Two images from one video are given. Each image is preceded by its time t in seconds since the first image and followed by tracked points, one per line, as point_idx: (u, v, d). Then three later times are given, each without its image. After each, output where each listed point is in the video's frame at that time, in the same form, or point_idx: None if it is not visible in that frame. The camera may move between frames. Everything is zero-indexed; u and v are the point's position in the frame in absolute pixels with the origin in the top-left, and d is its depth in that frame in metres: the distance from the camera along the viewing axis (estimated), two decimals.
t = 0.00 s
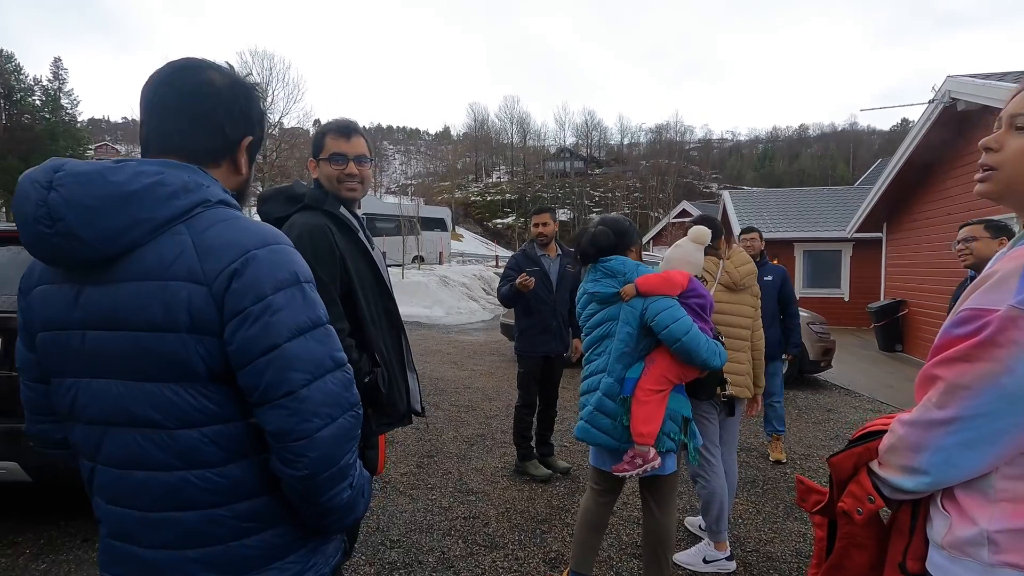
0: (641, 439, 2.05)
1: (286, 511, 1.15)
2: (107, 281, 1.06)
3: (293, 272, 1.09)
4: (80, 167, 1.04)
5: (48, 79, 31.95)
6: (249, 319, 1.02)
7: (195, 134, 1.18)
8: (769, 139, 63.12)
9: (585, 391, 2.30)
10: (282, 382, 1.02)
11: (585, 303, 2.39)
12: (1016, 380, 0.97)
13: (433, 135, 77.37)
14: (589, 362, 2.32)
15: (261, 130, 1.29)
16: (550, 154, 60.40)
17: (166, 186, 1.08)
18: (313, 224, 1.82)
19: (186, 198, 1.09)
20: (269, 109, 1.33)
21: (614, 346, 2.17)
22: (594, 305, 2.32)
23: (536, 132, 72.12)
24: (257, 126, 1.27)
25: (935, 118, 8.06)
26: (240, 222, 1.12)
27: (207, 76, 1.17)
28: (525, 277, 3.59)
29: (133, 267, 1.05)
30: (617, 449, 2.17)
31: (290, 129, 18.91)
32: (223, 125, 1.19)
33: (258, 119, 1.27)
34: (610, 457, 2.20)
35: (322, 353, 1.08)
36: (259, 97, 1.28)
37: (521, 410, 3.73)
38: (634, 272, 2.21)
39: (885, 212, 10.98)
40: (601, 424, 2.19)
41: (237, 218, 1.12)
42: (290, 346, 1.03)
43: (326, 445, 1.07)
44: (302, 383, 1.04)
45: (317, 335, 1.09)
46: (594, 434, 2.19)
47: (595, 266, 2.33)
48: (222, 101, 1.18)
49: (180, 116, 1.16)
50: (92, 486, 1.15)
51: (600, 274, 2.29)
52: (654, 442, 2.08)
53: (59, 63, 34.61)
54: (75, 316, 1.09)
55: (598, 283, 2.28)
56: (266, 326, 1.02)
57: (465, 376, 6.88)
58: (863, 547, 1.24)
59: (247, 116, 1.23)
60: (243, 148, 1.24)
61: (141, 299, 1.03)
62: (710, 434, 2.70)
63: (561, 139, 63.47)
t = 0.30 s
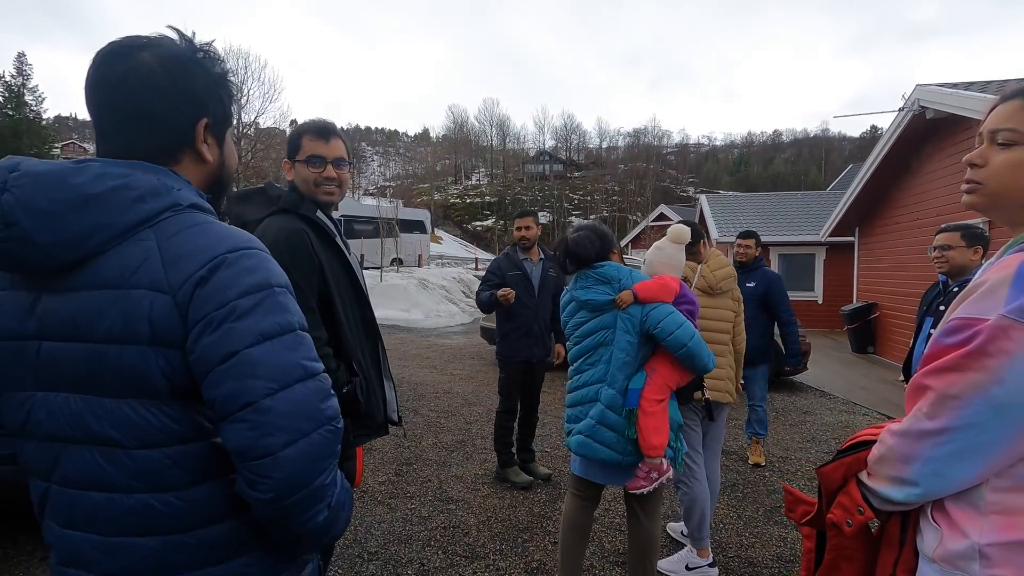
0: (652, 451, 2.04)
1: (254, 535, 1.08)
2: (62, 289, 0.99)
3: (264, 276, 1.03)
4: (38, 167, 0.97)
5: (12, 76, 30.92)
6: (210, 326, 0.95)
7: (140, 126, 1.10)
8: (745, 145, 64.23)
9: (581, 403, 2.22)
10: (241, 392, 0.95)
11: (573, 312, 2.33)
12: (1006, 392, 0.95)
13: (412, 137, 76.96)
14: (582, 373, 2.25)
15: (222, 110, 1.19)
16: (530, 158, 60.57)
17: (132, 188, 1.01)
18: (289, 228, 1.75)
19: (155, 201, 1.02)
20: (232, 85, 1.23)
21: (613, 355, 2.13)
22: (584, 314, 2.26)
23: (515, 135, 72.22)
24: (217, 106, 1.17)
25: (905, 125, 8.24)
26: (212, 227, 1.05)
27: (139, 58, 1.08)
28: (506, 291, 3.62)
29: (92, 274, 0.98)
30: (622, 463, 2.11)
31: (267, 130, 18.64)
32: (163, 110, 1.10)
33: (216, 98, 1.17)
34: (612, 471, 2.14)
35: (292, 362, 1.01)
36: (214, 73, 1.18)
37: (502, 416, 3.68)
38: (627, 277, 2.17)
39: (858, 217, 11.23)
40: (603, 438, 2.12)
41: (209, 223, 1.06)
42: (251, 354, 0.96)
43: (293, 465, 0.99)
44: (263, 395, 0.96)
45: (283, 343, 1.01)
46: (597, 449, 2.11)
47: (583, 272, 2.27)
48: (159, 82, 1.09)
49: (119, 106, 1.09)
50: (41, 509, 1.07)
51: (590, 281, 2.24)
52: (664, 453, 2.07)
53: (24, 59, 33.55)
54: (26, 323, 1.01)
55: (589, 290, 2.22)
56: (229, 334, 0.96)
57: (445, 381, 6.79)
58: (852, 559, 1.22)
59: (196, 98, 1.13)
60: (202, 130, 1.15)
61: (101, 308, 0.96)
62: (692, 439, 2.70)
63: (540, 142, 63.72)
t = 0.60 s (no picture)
0: (664, 455, 2.06)
1: (237, 555, 1.04)
2: (33, 299, 0.95)
3: (243, 291, 0.97)
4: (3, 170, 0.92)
5: None
6: (183, 344, 0.91)
7: (139, 127, 1.05)
8: (728, 147, 64.93)
9: (585, 412, 2.14)
10: (219, 419, 0.91)
11: (563, 318, 2.25)
12: (1011, 398, 0.94)
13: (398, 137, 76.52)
14: (580, 381, 2.17)
15: (218, 117, 1.16)
16: (516, 158, 60.59)
17: (104, 192, 0.96)
18: (277, 230, 1.70)
19: (128, 206, 0.97)
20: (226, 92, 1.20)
21: (618, 360, 2.10)
22: (578, 320, 2.19)
23: (501, 136, 72.22)
24: (213, 112, 1.14)
25: (886, 129, 8.36)
26: (190, 233, 1.00)
27: (144, 57, 1.04)
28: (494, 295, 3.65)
29: (61, 285, 0.93)
30: (632, 469, 2.10)
31: (250, 129, 18.38)
32: (167, 112, 1.06)
33: (213, 104, 1.14)
34: (621, 478, 2.12)
35: (270, 385, 0.96)
36: (213, 77, 1.15)
37: (491, 419, 3.65)
38: (624, 281, 2.15)
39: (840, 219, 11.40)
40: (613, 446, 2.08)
41: (188, 228, 1.01)
42: (227, 377, 0.91)
43: (270, 495, 0.94)
44: (242, 419, 0.92)
45: (262, 365, 0.96)
46: (611, 459, 2.07)
47: (579, 275, 2.21)
48: (167, 85, 1.05)
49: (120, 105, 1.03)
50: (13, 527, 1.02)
51: (586, 285, 2.18)
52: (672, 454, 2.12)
53: None
54: None
55: (586, 295, 2.15)
56: (208, 357, 0.91)
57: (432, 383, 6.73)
58: (851, 565, 1.20)
59: (196, 101, 1.09)
60: (199, 138, 1.12)
61: (69, 321, 0.92)
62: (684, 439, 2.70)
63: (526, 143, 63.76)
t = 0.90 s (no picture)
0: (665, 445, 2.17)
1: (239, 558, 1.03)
2: (28, 299, 0.93)
3: (240, 280, 0.94)
4: None
5: None
6: (179, 335, 0.88)
7: (114, 119, 1.02)
8: (717, 148, 65.36)
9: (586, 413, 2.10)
10: (210, 405, 0.88)
11: (554, 318, 2.18)
12: (1016, 393, 0.95)
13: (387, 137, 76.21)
14: (577, 382, 2.11)
15: (206, 106, 1.11)
16: (506, 159, 60.58)
17: (99, 188, 0.93)
18: (275, 228, 1.68)
19: (123, 203, 0.95)
20: (216, 80, 1.15)
21: (616, 356, 2.13)
22: (571, 319, 2.15)
23: (491, 136, 72.22)
24: (201, 102, 1.10)
25: (873, 131, 8.46)
26: (187, 229, 0.97)
27: (115, 45, 1.01)
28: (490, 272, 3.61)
29: (58, 284, 0.91)
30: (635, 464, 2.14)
31: (238, 128, 18.19)
32: (141, 103, 1.02)
33: (201, 92, 1.10)
34: (625, 475, 2.13)
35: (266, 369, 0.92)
36: (198, 64, 1.10)
37: (486, 419, 3.63)
38: (614, 279, 2.19)
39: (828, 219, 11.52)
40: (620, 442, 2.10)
41: (185, 224, 0.98)
42: (217, 361, 0.88)
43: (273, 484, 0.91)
44: (233, 407, 0.89)
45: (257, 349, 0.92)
46: (621, 457, 2.08)
47: (569, 273, 2.20)
48: (138, 74, 1.01)
49: (94, 97, 1.01)
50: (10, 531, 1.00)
51: (580, 283, 2.16)
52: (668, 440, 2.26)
53: None
54: None
55: (581, 293, 2.14)
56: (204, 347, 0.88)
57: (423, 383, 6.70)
58: (851, 562, 1.20)
59: (174, 90, 1.05)
60: (181, 126, 1.08)
61: (65, 322, 0.90)
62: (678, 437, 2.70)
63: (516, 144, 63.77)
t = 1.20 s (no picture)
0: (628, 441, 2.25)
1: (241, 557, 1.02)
2: (15, 300, 0.91)
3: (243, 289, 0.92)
4: None
5: None
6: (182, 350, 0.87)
7: (128, 119, 1.02)
8: (707, 149, 65.72)
9: (558, 407, 2.11)
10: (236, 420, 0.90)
11: (533, 311, 2.17)
12: (1012, 382, 0.96)
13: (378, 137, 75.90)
14: (552, 376, 2.12)
15: (220, 114, 1.10)
16: (498, 159, 60.53)
17: (91, 190, 0.92)
18: (287, 228, 1.68)
19: (117, 206, 0.93)
20: (236, 91, 1.14)
21: (592, 353, 2.17)
22: (551, 314, 2.16)
23: (482, 136, 72.16)
24: (217, 111, 1.09)
25: (863, 132, 8.53)
26: (184, 233, 0.95)
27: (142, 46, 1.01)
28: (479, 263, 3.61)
29: (49, 286, 0.89)
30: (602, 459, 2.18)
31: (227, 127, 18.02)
32: (158, 107, 1.02)
33: (218, 101, 1.09)
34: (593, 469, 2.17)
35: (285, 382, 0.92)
36: (221, 75, 1.09)
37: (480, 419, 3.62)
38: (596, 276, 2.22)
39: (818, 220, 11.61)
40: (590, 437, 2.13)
41: (180, 226, 0.97)
42: (240, 388, 0.89)
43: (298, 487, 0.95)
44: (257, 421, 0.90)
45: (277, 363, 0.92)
46: (591, 451, 2.11)
47: (551, 267, 2.19)
48: (158, 79, 1.00)
49: (110, 96, 1.01)
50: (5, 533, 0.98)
51: (562, 278, 2.17)
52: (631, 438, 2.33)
53: None
54: None
55: (564, 289, 2.15)
56: (213, 354, 0.87)
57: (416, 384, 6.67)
58: (852, 558, 1.21)
59: (192, 97, 1.04)
60: (193, 133, 1.07)
61: (56, 326, 0.88)
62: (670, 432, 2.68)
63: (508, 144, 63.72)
